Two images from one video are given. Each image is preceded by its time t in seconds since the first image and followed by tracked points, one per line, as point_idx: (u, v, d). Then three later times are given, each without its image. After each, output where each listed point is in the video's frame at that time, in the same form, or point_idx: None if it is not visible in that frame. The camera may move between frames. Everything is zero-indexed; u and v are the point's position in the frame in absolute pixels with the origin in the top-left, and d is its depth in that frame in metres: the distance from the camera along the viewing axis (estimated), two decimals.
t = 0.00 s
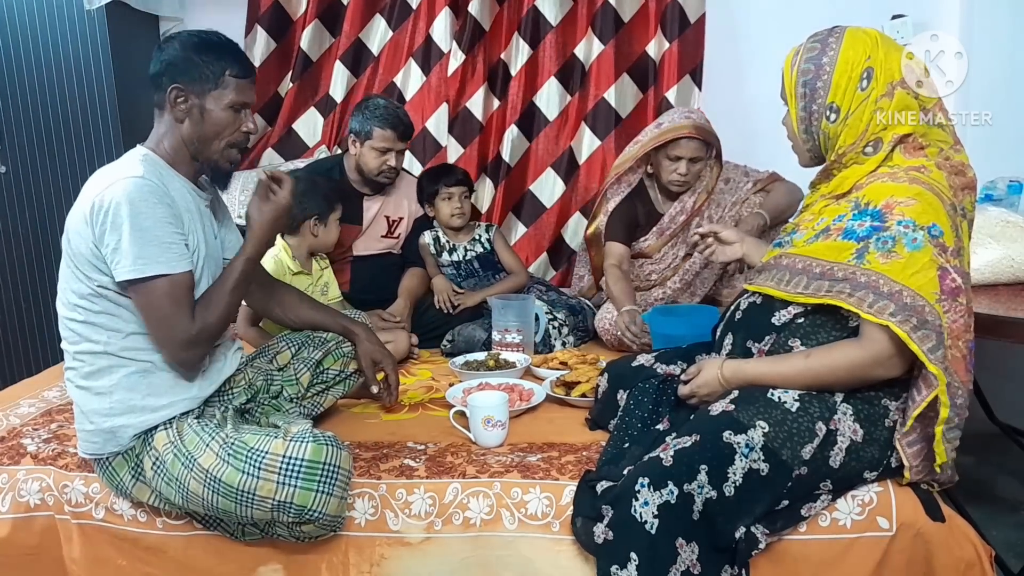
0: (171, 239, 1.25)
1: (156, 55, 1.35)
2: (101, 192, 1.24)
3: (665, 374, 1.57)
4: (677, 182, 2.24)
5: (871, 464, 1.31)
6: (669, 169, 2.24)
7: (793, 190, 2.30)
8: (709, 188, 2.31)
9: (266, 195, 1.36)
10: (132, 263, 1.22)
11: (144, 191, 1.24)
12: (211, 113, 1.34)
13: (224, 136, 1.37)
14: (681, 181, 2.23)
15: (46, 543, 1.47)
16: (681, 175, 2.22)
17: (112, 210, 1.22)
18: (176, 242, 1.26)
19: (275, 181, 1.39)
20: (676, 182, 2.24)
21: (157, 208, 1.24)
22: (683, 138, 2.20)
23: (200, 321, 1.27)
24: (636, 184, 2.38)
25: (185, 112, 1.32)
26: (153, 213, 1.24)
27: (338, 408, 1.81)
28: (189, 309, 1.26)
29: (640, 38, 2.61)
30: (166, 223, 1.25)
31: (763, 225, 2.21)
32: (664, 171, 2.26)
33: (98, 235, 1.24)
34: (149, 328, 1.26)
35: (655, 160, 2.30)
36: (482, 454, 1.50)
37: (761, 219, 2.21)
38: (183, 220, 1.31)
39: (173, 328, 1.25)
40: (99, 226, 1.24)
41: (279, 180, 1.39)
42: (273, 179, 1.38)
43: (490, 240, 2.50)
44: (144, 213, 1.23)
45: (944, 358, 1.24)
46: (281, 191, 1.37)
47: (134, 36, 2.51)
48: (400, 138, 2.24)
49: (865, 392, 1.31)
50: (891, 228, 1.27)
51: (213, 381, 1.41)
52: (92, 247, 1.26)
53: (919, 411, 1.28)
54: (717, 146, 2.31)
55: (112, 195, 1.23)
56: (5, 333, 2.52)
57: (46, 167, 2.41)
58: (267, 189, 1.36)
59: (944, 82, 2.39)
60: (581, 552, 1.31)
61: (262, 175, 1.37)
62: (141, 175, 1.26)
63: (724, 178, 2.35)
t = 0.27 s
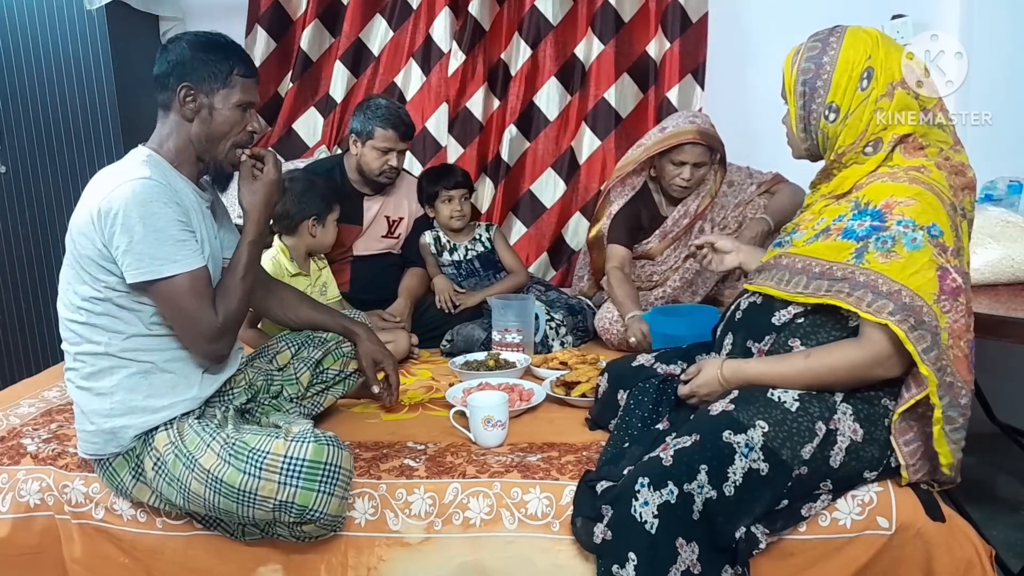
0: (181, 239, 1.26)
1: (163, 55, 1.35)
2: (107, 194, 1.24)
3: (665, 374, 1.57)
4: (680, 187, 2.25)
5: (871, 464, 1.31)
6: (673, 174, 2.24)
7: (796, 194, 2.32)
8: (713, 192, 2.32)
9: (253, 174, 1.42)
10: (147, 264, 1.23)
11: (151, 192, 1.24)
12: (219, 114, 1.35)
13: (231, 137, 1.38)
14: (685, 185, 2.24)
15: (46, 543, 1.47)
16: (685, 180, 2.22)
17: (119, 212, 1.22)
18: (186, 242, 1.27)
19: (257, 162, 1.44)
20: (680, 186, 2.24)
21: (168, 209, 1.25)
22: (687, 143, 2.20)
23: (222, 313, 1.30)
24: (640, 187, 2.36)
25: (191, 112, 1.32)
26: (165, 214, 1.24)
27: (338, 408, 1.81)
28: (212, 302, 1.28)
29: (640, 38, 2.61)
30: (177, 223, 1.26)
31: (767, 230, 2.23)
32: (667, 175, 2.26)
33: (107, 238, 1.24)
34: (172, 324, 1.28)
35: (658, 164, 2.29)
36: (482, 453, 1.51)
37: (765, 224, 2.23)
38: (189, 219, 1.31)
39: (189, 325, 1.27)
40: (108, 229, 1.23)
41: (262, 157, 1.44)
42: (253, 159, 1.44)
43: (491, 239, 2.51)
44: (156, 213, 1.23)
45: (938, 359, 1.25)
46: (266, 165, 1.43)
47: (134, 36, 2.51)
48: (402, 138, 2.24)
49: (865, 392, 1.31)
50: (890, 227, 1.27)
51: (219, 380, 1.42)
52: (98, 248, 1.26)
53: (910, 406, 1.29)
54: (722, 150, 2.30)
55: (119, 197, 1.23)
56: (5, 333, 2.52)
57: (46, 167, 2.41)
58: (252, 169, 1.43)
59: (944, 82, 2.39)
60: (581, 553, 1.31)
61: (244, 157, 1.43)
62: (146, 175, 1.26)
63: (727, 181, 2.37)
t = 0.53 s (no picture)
0: (183, 241, 1.26)
1: (166, 55, 1.35)
2: (109, 196, 1.24)
3: (665, 374, 1.57)
4: (684, 189, 2.25)
5: (871, 464, 1.31)
6: (677, 176, 2.24)
7: (799, 195, 2.32)
8: (716, 194, 2.32)
9: (254, 176, 1.42)
10: (150, 267, 1.23)
11: (153, 194, 1.24)
12: (224, 114, 1.35)
13: (234, 139, 1.39)
14: (689, 188, 2.24)
15: (46, 543, 1.47)
16: (689, 182, 2.23)
17: (121, 214, 1.22)
18: (188, 243, 1.27)
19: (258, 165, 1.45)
20: (683, 189, 2.25)
21: (169, 213, 1.25)
22: (691, 146, 2.20)
23: (226, 314, 1.31)
24: (645, 192, 2.37)
25: (194, 113, 1.32)
26: (165, 219, 1.24)
27: (338, 408, 1.81)
28: (214, 303, 1.29)
29: (640, 38, 2.62)
30: (179, 225, 1.26)
31: (770, 232, 2.21)
32: (672, 178, 2.26)
33: (107, 241, 1.24)
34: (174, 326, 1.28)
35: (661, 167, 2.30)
36: (482, 453, 1.51)
37: (768, 226, 2.22)
38: (191, 221, 1.31)
39: (193, 326, 1.27)
40: (108, 232, 1.23)
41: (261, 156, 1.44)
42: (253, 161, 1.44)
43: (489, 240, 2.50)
44: (155, 218, 1.23)
45: (939, 358, 1.25)
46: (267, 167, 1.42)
47: (134, 36, 2.51)
48: (403, 139, 2.24)
49: (865, 391, 1.31)
50: (891, 226, 1.27)
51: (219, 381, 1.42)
52: (99, 251, 1.25)
53: (912, 405, 1.28)
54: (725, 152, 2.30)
55: (121, 199, 1.23)
56: (4, 333, 2.52)
57: (46, 167, 2.41)
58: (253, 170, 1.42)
59: (944, 81, 2.39)
60: (581, 552, 1.31)
61: (245, 159, 1.43)
62: (148, 178, 1.26)
63: (729, 182, 2.36)
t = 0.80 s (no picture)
0: (186, 242, 1.27)
1: (173, 57, 1.36)
2: (113, 197, 1.24)
3: (665, 374, 1.58)
4: (683, 191, 2.26)
5: (869, 463, 1.31)
6: (676, 178, 2.25)
7: (798, 196, 2.32)
8: (715, 195, 2.33)
9: (258, 178, 1.41)
10: (154, 269, 1.24)
11: (157, 196, 1.25)
12: (229, 117, 1.36)
13: (238, 140, 1.40)
14: (687, 190, 2.25)
15: (48, 542, 1.47)
16: (688, 185, 2.24)
17: (124, 215, 1.23)
18: (191, 244, 1.28)
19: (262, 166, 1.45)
20: (682, 191, 2.26)
21: (172, 216, 1.25)
22: (690, 148, 2.20)
23: (230, 314, 1.32)
24: (642, 193, 2.36)
25: (198, 115, 1.33)
26: (168, 221, 1.25)
27: (339, 408, 1.81)
28: (219, 303, 1.30)
29: (639, 39, 2.62)
30: (182, 226, 1.27)
31: (768, 233, 2.23)
32: (671, 180, 2.26)
33: (111, 242, 1.25)
34: (178, 326, 1.29)
35: (661, 168, 2.31)
36: (482, 453, 1.51)
37: (766, 226, 2.23)
38: (194, 222, 1.31)
39: (196, 326, 1.28)
40: (112, 234, 1.24)
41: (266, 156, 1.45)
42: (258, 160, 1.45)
43: (490, 241, 2.52)
44: (158, 221, 1.24)
45: (940, 356, 1.25)
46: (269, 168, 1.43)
47: (134, 37, 2.52)
48: (407, 141, 2.25)
49: (864, 390, 1.32)
50: (890, 226, 1.28)
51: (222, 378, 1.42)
52: (103, 252, 1.26)
53: (914, 407, 1.29)
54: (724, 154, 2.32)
55: (125, 201, 1.23)
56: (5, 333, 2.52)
57: (47, 168, 2.42)
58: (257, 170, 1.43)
59: (944, 81, 2.37)
60: (581, 551, 1.32)
61: (247, 159, 1.43)
62: (151, 179, 1.26)
63: (728, 184, 2.37)
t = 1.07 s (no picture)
0: (187, 243, 1.27)
1: (176, 58, 1.36)
2: (113, 198, 1.24)
3: (665, 374, 1.58)
4: (682, 189, 2.26)
5: (869, 463, 1.32)
6: (675, 176, 2.25)
7: (797, 196, 2.32)
8: (714, 195, 2.33)
9: (259, 177, 1.42)
10: (154, 269, 1.24)
11: (157, 197, 1.25)
12: (230, 118, 1.36)
13: (239, 141, 1.40)
14: (687, 188, 2.25)
15: (48, 542, 1.48)
16: (687, 183, 2.24)
17: (125, 216, 1.23)
18: (192, 245, 1.28)
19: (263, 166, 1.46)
20: (681, 189, 2.26)
21: (172, 216, 1.25)
22: (689, 146, 2.21)
23: (229, 313, 1.32)
24: (641, 192, 2.36)
25: (199, 116, 1.33)
26: (167, 222, 1.25)
27: (339, 408, 1.82)
28: (218, 302, 1.30)
29: (639, 39, 2.62)
30: (182, 227, 1.27)
31: (768, 231, 2.22)
32: (671, 179, 2.26)
33: (110, 243, 1.25)
34: (178, 327, 1.29)
35: (659, 167, 2.30)
36: (482, 452, 1.51)
37: (765, 225, 2.23)
38: (194, 222, 1.31)
39: (196, 326, 1.28)
40: (111, 234, 1.24)
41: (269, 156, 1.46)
42: (258, 161, 1.45)
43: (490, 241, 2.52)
44: (157, 221, 1.24)
45: (938, 356, 1.25)
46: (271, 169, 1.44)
47: (135, 36, 2.52)
48: (410, 141, 2.25)
49: (864, 390, 1.32)
50: (890, 226, 1.27)
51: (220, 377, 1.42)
52: (103, 253, 1.26)
53: (912, 407, 1.29)
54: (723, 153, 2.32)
55: (125, 202, 1.23)
56: (5, 333, 2.52)
57: (47, 168, 2.42)
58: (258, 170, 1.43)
59: (944, 81, 2.36)
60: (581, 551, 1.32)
61: (249, 160, 1.42)
62: (151, 180, 1.26)
63: (728, 183, 2.37)
